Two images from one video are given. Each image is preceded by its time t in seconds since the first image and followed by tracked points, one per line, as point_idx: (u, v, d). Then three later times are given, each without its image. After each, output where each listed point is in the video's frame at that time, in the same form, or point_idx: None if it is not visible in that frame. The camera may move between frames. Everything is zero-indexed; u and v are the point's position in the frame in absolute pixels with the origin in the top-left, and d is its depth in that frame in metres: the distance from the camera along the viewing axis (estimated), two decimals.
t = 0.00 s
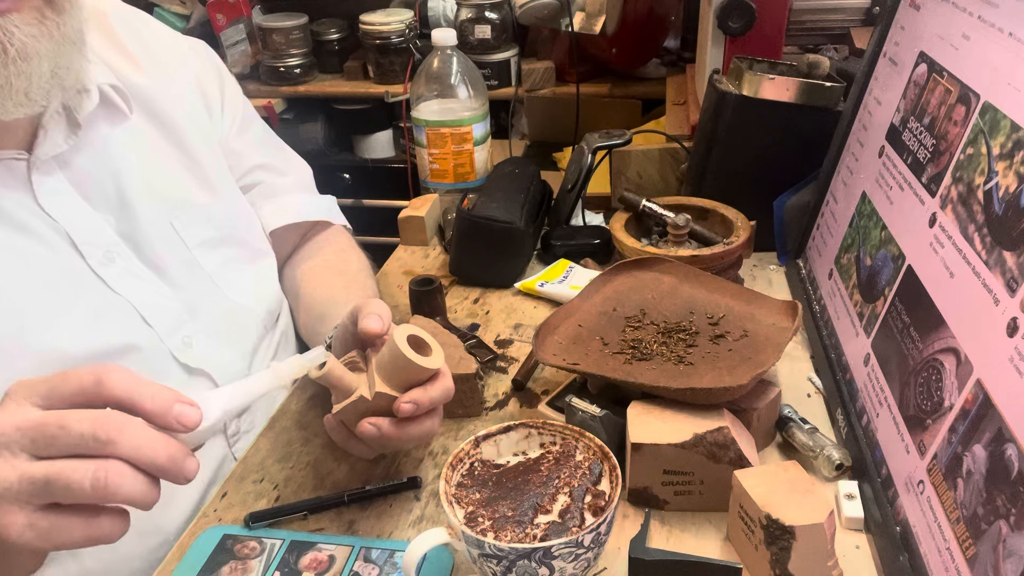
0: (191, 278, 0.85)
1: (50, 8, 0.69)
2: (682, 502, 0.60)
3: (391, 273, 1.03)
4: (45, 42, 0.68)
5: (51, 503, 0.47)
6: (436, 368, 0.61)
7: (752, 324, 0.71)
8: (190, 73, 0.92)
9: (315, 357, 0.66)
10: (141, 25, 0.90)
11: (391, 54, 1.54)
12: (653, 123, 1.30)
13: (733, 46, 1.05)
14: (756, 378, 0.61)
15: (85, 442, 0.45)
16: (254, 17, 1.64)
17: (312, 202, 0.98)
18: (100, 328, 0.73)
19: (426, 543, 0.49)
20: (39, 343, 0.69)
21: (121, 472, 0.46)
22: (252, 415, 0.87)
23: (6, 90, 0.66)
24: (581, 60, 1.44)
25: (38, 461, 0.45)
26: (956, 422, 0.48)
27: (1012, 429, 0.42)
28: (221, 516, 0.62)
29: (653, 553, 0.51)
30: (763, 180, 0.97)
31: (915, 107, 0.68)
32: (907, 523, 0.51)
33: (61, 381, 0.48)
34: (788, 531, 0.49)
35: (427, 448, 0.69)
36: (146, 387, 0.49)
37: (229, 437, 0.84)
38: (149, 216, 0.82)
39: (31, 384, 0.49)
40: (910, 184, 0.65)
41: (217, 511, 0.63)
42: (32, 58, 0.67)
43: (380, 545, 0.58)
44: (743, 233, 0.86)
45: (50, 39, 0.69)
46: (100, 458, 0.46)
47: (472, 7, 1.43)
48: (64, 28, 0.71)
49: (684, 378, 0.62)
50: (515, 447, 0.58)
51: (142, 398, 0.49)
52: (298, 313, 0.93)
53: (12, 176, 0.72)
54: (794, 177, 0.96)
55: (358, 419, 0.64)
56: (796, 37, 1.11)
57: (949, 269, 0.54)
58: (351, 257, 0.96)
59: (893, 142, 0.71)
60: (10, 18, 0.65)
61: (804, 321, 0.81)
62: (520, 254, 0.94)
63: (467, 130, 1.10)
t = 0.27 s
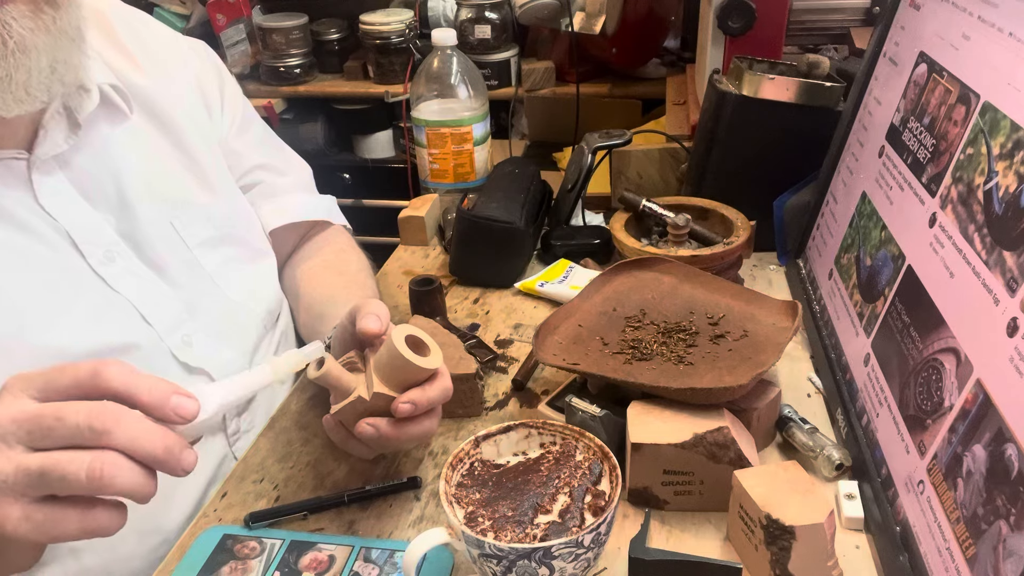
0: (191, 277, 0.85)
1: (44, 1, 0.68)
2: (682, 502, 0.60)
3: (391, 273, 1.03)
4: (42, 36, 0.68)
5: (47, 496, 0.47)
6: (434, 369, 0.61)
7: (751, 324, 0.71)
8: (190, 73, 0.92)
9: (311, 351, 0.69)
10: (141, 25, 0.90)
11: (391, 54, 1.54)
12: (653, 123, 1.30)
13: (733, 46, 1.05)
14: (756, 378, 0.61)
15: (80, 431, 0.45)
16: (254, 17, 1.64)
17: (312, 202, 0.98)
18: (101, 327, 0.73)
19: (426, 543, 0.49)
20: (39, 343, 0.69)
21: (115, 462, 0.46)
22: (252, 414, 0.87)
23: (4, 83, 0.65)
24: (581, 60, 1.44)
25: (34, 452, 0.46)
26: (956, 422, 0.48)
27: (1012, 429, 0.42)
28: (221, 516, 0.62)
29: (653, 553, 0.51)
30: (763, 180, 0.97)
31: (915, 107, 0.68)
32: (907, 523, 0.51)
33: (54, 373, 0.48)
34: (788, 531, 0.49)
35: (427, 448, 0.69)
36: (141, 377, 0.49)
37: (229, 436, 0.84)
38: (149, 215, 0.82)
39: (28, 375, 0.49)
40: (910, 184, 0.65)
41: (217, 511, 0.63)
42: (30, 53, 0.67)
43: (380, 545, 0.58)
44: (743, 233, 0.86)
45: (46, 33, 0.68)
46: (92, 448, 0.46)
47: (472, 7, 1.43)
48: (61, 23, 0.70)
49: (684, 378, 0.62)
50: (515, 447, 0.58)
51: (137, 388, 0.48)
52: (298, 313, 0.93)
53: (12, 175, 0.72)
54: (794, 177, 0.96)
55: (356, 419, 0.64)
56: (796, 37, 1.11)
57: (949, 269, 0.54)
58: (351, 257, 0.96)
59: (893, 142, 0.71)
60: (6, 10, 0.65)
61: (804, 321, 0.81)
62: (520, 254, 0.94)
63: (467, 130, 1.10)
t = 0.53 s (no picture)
0: (192, 277, 0.85)
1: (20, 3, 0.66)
2: (682, 502, 0.60)
3: (391, 273, 1.03)
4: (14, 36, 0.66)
5: (43, 485, 0.47)
6: (433, 369, 0.61)
7: (752, 324, 0.71)
8: (191, 73, 0.92)
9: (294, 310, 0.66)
10: (142, 26, 0.90)
11: (391, 53, 1.54)
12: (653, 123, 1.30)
13: (733, 46, 1.05)
14: (756, 378, 0.61)
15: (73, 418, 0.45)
16: (254, 17, 1.64)
17: (312, 202, 0.98)
18: (102, 327, 0.73)
19: (426, 543, 0.49)
20: (41, 343, 0.69)
21: (109, 447, 0.45)
22: (252, 414, 0.87)
23: None
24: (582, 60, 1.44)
25: (27, 441, 0.45)
26: (956, 422, 0.48)
27: (1012, 429, 0.42)
28: (221, 516, 0.62)
29: (652, 553, 0.51)
30: (763, 180, 0.97)
31: (915, 107, 0.68)
32: (907, 523, 0.51)
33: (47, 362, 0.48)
34: (788, 531, 0.49)
35: (427, 448, 0.69)
36: (130, 359, 0.49)
37: (229, 436, 0.84)
38: (150, 215, 0.82)
39: (12, 367, 0.48)
40: (910, 184, 0.65)
41: (217, 511, 0.63)
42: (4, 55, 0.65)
43: (380, 544, 0.58)
44: (743, 233, 0.86)
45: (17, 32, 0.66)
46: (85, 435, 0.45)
47: (472, 7, 1.43)
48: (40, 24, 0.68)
49: (684, 379, 0.62)
50: (515, 447, 0.58)
51: (127, 371, 0.48)
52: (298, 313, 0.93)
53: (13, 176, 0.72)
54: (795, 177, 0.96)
55: (355, 420, 0.64)
56: (796, 37, 1.11)
57: (949, 269, 0.54)
58: (351, 257, 0.96)
59: (893, 142, 0.71)
60: None
61: (804, 321, 0.81)
62: (520, 254, 0.94)
63: (467, 130, 1.10)
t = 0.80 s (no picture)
0: (192, 278, 0.85)
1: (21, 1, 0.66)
2: (681, 502, 0.60)
3: (391, 273, 1.03)
4: (15, 34, 0.66)
5: (43, 478, 0.47)
6: (434, 369, 0.61)
7: (752, 324, 0.71)
8: (190, 73, 0.92)
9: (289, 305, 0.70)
10: (143, 26, 0.91)
11: (391, 53, 1.54)
12: (653, 123, 1.30)
13: (733, 46, 1.05)
14: (756, 378, 0.61)
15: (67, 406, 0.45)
16: (254, 17, 1.64)
17: (312, 202, 0.98)
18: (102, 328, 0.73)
19: (426, 543, 0.49)
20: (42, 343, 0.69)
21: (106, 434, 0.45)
22: (252, 414, 0.87)
23: None
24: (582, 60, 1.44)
25: (24, 429, 0.46)
26: (956, 422, 0.48)
27: (1012, 429, 0.42)
28: (221, 516, 0.62)
29: (653, 553, 0.51)
30: (763, 180, 0.97)
31: (915, 107, 0.68)
32: (907, 523, 0.51)
33: (42, 353, 0.48)
34: (788, 531, 0.49)
35: (427, 448, 0.69)
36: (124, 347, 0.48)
37: (229, 436, 0.84)
38: (150, 216, 0.82)
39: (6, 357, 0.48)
40: (910, 183, 0.65)
41: (218, 511, 0.63)
42: (4, 52, 0.65)
43: (380, 544, 0.58)
44: (743, 233, 0.86)
45: (18, 30, 0.66)
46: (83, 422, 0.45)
47: (472, 7, 1.43)
48: (38, 22, 0.68)
49: (684, 379, 0.62)
50: (515, 447, 0.58)
51: (121, 358, 0.47)
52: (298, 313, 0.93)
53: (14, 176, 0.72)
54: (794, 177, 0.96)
55: (354, 420, 0.64)
56: (796, 37, 1.11)
57: (949, 269, 0.54)
58: (351, 257, 0.96)
59: (893, 142, 0.71)
60: None
61: (804, 321, 0.81)
62: (520, 254, 0.94)
63: (467, 130, 1.10)
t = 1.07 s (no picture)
0: (190, 277, 0.85)
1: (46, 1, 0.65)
2: (682, 502, 0.60)
3: (391, 273, 1.03)
4: (37, 35, 0.64)
5: (41, 476, 0.47)
6: (435, 368, 0.61)
7: (751, 324, 0.71)
8: (189, 74, 0.92)
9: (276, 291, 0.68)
10: (141, 27, 0.91)
11: (391, 53, 1.54)
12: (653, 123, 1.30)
13: (733, 46, 1.05)
14: (756, 378, 0.61)
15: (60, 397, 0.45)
16: (254, 17, 1.64)
17: (310, 202, 0.99)
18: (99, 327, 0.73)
19: (426, 543, 0.49)
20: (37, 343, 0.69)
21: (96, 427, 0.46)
22: (251, 414, 0.87)
23: None
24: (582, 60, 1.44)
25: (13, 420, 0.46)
26: (956, 422, 0.48)
27: (1012, 429, 0.42)
28: (221, 516, 0.62)
29: (653, 553, 0.51)
30: (763, 180, 0.97)
31: (915, 107, 0.68)
32: (907, 523, 0.51)
33: (35, 346, 0.48)
34: (788, 531, 0.49)
35: (427, 448, 0.69)
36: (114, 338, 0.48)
37: (227, 435, 0.84)
38: (147, 215, 0.82)
39: None
40: (910, 184, 0.65)
41: (218, 511, 0.63)
42: (26, 53, 0.64)
43: (380, 544, 0.58)
44: (743, 233, 0.86)
45: (43, 32, 0.65)
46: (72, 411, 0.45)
47: (472, 7, 1.44)
48: (54, 20, 0.66)
49: (684, 378, 0.62)
50: (515, 447, 0.58)
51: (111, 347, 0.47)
52: (298, 313, 0.93)
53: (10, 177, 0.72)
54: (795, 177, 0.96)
55: (355, 419, 0.64)
56: (796, 37, 1.11)
57: (949, 269, 0.54)
58: (351, 257, 0.96)
59: (893, 142, 0.71)
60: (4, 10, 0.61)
61: (804, 321, 0.81)
62: (520, 254, 0.94)
63: (467, 130, 1.10)
